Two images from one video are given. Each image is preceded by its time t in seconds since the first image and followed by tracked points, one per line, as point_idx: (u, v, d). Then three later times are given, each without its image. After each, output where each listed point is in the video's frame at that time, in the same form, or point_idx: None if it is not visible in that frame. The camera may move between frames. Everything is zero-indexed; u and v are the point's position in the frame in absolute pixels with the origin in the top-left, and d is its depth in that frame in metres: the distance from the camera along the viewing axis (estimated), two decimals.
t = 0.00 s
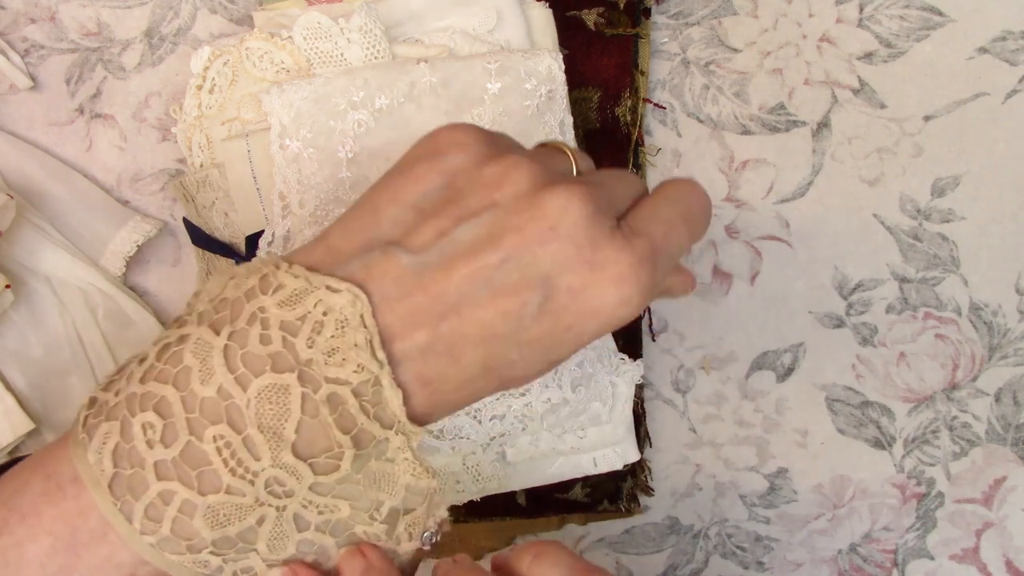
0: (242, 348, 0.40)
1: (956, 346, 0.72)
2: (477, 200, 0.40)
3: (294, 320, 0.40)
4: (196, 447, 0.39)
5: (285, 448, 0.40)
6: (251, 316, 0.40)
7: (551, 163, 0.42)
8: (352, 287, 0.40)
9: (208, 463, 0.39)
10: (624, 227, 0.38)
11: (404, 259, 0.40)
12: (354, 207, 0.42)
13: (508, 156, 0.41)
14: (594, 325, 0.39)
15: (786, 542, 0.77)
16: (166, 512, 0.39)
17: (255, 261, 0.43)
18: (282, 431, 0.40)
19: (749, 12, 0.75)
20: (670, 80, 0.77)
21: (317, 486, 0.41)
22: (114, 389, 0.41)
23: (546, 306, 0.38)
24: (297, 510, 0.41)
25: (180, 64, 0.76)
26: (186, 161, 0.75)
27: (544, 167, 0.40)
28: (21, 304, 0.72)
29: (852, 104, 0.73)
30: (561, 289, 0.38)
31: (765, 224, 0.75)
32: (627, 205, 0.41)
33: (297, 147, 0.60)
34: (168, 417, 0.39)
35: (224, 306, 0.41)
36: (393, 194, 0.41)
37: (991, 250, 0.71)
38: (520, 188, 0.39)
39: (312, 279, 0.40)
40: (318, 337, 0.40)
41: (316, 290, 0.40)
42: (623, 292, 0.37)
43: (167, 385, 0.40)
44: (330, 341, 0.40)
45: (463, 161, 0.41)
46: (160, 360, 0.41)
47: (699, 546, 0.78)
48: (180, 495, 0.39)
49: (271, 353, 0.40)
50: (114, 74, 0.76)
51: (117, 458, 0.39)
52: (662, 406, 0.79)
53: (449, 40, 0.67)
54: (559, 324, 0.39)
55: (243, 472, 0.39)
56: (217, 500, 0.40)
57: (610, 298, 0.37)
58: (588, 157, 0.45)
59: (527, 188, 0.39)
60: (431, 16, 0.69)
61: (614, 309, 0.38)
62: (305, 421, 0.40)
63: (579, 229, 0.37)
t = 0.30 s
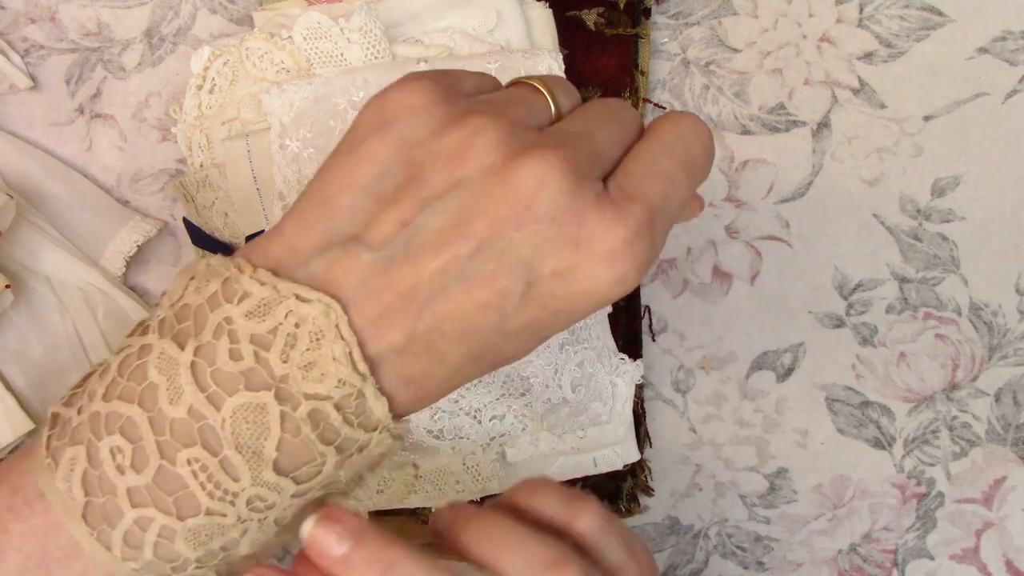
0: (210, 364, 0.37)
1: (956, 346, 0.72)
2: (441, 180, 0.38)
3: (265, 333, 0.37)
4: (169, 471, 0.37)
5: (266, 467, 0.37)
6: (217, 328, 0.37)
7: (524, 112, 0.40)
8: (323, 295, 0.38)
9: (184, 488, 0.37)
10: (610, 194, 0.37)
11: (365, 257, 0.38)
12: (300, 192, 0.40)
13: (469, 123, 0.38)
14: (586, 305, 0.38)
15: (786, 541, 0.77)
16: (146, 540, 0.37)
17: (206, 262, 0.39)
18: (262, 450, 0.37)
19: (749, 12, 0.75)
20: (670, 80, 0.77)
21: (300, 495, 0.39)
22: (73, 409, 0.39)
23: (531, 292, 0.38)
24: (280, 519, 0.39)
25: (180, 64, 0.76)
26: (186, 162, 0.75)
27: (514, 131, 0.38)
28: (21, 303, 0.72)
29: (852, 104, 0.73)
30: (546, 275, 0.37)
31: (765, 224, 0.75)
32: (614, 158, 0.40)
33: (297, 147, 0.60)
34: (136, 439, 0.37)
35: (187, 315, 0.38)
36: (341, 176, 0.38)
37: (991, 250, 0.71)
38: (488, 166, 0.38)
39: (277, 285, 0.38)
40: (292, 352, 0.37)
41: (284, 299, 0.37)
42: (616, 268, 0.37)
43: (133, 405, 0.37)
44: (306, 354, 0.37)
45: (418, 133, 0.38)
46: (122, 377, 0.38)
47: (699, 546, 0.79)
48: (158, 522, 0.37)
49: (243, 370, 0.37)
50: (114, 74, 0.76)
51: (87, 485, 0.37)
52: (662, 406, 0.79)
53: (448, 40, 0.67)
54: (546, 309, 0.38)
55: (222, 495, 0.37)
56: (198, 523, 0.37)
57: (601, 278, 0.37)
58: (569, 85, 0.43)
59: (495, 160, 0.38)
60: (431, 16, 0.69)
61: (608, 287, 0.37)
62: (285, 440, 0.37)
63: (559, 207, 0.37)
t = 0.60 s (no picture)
0: (258, 467, 0.34)
1: (956, 345, 0.72)
2: (498, 310, 0.33)
3: (317, 441, 0.34)
4: (215, 566, 0.35)
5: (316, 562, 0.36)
6: (263, 432, 0.34)
7: (595, 211, 0.34)
8: (381, 416, 0.34)
9: None
10: (687, 327, 0.33)
11: (417, 384, 0.35)
12: (329, 304, 0.34)
13: (533, 247, 0.32)
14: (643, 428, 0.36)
15: (786, 542, 0.79)
16: None
17: (251, 341, 0.34)
18: (311, 545, 0.35)
19: (749, 12, 0.75)
20: (670, 79, 0.77)
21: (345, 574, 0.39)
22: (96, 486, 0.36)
23: (592, 420, 0.35)
24: None
25: (181, 64, 0.76)
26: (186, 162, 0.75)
27: (587, 253, 0.33)
28: (21, 304, 0.72)
29: (852, 104, 0.73)
30: (609, 410, 0.34)
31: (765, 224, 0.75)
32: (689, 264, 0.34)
33: (294, 141, 0.61)
34: (179, 531, 0.34)
35: (227, 407, 0.35)
36: (383, 300, 0.33)
37: (991, 250, 0.70)
38: (556, 300, 0.32)
39: (333, 396, 0.34)
40: (347, 462, 0.34)
41: (340, 413, 0.34)
42: (685, 410, 0.34)
43: (173, 497, 0.34)
44: (358, 465, 0.35)
45: (472, 252, 0.32)
46: (156, 464, 0.35)
47: (699, 546, 0.82)
48: None
49: (293, 475, 0.35)
50: (115, 74, 0.76)
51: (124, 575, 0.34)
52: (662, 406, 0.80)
53: (449, 40, 0.67)
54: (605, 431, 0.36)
55: None
56: None
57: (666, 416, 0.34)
58: (638, 153, 0.35)
59: (564, 296, 0.32)
60: (431, 16, 0.69)
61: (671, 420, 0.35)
62: (336, 538, 0.35)
63: (633, 352, 0.32)
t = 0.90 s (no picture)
0: (279, 475, 0.40)
1: (956, 345, 0.72)
2: (532, 313, 0.36)
3: (339, 449, 0.39)
4: None
5: None
6: (288, 441, 0.40)
7: (623, 230, 0.37)
8: (405, 422, 0.39)
9: None
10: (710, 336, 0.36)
11: (449, 383, 0.39)
12: (381, 309, 0.38)
13: (564, 251, 0.35)
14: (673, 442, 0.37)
15: (786, 542, 0.79)
16: None
17: (284, 357, 0.41)
18: (324, 562, 0.40)
19: (749, 12, 0.75)
20: (670, 79, 0.78)
21: None
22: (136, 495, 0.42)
23: (623, 428, 0.37)
24: None
25: (181, 64, 0.76)
26: (186, 162, 0.75)
27: (615, 260, 0.36)
28: (22, 304, 0.73)
29: (852, 104, 0.73)
30: (639, 413, 0.36)
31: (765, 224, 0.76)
32: (711, 285, 0.38)
33: (296, 143, 0.61)
34: (196, 543, 0.40)
35: (255, 418, 0.41)
36: (426, 303, 0.37)
37: (992, 249, 0.70)
38: (585, 301, 0.35)
39: (358, 403, 0.39)
40: (366, 472, 0.39)
41: (363, 419, 0.39)
42: (715, 413, 0.36)
43: (193, 504, 0.40)
44: (380, 476, 0.39)
45: (508, 260, 0.36)
46: (183, 473, 0.41)
47: (699, 546, 0.82)
48: None
49: (312, 483, 0.40)
50: (115, 74, 0.76)
51: None
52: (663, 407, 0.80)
53: (449, 40, 0.67)
54: (634, 444, 0.38)
55: None
56: None
57: (692, 421, 0.36)
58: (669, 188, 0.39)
59: (591, 296, 0.35)
60: (431, 15, 0.69)
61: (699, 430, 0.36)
62: (349, 556, 0.40)
63: (658, 350, 0.35)
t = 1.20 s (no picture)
0: (268, 421, 0.37)
1: (956, 345, 0.72)
2: (506, 238, 0.34)
3: (326, 392, 0.37)
4: (217, 528, 0.37)
5: (316, 532, 0.37)
6: (276, 387, 0.38)
7: (602, 163, 0.35)
8: (388, 357, 0.36)
9: (231, 545, 0.37)
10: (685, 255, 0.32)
11: (428, 316, 0.36)
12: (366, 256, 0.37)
13: (536, 177, 0.34)
14: (663, 370, 0.33)
15: (786, 542, 0.79)
16: None
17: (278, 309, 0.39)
18: (313, 513, 0.37)
19: (749, 12, 0.75)
20: (670, 79, 0.77)
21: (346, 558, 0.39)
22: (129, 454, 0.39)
23: (605, 353, 0.33)
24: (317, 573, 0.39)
25: (181, 64, 0.76)
26: (186, 162, 0.75)
27: (590, 185, 0.34)
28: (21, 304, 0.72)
29: (852, 104, 0.73)
30: (619, 335, 0.33)
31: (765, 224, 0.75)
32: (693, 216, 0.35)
33: (296, 143, 0.61)
34: (188, 494, 0.38)
35: (246, 369, 0.38)
36: (402, 242, 0.36)
37: (991, 250, 0.71)
38: (556, 223, 0.33)
39: (342, 343, 0.37)
40: (352, 413, 0.37)
41: (347, 358, 0.36)
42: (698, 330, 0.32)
43: (186, 458, 0.38)
44: (365, 417, 0.37)
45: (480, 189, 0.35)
46: (176, 427, 0.39)
47: (699, 546, 0.81)
48: None
49: (300, 428, 0.37)
50: (115, 74, 0.76)
51: (129, 536, 0.38)
52: (663, 407, 0.80)
53: (449, 40, 0.67)
54: (620, 372, 0.34)
55: (269, 557, 0.37)
56: None
57: (676, 341, 0.32)
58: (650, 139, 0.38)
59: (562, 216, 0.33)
60: (431, 15, 0.69)
61: (685, 352, 0.32)
62: (338, 504, 0.37)
63: (630, 263, 0.31)
